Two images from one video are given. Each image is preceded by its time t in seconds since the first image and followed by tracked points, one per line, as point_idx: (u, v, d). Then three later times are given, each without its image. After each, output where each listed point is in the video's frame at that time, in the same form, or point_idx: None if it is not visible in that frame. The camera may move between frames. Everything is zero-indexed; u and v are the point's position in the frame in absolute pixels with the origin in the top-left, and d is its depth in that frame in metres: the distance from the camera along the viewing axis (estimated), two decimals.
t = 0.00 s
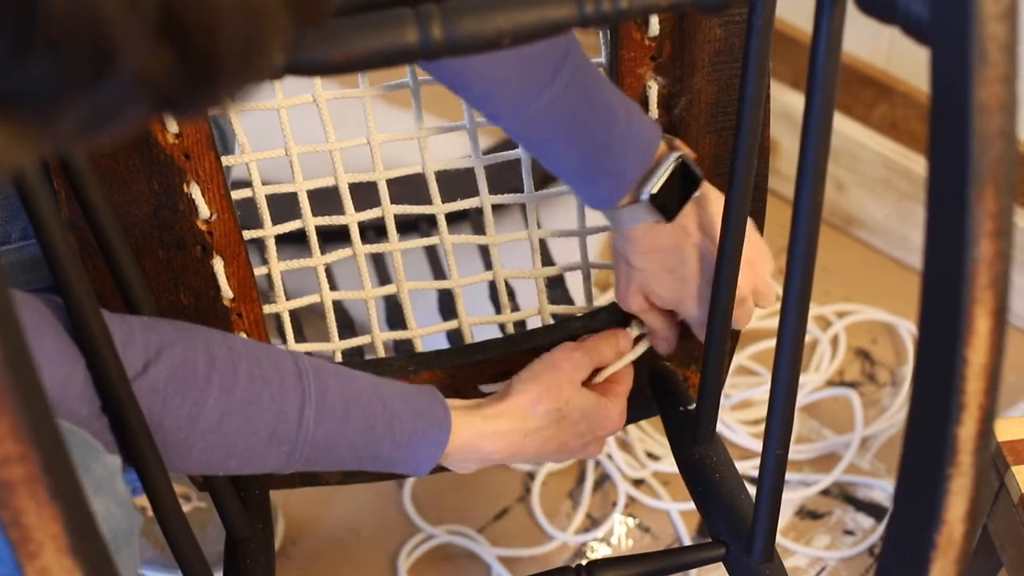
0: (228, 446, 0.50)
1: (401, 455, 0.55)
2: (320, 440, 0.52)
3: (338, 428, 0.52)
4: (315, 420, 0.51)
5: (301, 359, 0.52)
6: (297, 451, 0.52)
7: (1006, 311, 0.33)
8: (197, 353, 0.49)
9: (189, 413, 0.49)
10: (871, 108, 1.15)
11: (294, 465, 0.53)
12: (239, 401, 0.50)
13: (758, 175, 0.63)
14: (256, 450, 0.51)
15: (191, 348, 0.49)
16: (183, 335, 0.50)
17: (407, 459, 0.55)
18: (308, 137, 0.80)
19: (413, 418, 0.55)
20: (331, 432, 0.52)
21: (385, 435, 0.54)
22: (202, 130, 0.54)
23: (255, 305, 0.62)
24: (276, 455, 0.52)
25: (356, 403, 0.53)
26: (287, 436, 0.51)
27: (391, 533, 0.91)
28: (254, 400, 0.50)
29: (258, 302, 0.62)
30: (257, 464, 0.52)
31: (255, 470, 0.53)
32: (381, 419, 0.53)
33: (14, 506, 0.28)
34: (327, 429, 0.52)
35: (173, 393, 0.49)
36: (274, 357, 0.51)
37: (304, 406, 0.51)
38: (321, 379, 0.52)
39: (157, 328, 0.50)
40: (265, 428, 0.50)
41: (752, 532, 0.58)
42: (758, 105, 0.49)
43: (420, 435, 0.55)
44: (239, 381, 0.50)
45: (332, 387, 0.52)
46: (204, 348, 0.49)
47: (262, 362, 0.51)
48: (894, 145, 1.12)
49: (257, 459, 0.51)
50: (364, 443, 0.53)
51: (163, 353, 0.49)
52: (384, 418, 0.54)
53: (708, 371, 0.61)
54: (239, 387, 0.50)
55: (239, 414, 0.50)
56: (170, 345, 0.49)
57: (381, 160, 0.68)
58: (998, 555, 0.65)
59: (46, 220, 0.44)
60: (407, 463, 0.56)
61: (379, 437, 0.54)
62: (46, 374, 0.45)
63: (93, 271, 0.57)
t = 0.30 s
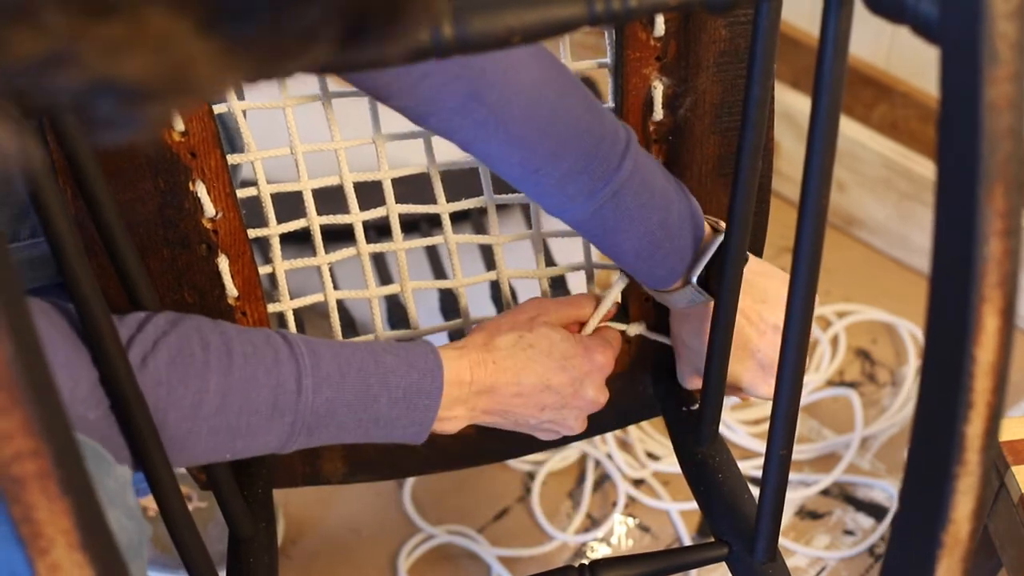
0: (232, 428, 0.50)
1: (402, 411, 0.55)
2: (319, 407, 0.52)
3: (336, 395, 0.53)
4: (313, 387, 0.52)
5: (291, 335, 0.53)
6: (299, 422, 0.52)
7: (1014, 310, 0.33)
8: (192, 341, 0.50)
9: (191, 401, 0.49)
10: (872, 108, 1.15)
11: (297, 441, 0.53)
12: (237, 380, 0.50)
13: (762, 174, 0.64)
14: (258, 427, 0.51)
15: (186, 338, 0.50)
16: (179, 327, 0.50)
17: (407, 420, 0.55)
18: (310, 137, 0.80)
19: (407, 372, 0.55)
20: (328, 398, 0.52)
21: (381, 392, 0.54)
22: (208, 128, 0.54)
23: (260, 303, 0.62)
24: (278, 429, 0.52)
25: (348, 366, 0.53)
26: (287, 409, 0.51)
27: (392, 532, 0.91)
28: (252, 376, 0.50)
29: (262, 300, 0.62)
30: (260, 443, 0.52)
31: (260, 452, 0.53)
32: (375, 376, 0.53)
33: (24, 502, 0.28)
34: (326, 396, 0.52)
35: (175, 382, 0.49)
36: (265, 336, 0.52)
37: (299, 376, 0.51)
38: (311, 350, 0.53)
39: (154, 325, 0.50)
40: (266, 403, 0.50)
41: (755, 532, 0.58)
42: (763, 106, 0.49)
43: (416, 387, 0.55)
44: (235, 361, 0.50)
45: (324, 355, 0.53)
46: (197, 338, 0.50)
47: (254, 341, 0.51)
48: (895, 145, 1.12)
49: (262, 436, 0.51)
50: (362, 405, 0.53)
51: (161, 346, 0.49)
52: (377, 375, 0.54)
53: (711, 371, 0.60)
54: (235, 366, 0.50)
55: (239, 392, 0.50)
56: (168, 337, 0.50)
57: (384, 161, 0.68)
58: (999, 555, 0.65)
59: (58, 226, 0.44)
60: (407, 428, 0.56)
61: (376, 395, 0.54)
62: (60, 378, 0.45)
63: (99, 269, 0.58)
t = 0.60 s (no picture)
0: (223, 436, 0.50)
1: (394, 420, 0.54)
2: (310, 416, 0.52)
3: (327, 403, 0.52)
4: (304, 395, 0.51)
5: (282, 342, 0.53)
6: (290, 430, 0.51)
7: (1009, 311, 0.33)
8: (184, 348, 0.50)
9: (182, 408, 0.49)
10: (871, 108, 1.14)
11: (288, 449, 0.53)
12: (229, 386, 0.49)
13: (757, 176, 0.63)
14: (249, 435, 0.50)
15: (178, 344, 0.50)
16: (171, 333, 0.50)
17: (398, 429, 0.55)
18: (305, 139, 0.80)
19: (400, 380, 0.54)
20: (319, 406, 0.52)
21: (373, 400, 0.53)
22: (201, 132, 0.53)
23: (254, 307, 0.62)
24: (269, 436, 0.51)
25: (340, 375, 0.53)
26: (278, 416, 0.51)
27: (391, 533, 0.91)
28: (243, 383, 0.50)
29: (256, 305, 0.62)
30: (252, 450, 0.51)
31: (251, 459, 0.52)
32: (367, 386, 0.53)
33: (17, 509, 0.28)
34: (317, 404, 0.52)
35: (166, 388, 0.48)
36: (257, 343, 0.52)
37: (290, 383, 0.51)
38: (302, 358, 0.52)
39: (146, 332, 0.50)
40: (257, 410, 0.50)
41: (751, 536, 0.58)
42: (757, 108, 0.48)
43: (409, 396, 0.54)
44: (227, 367, 0.50)
45: (316, 363, 0.52)
46: (188, 344, 0.50)
47: (246, 347, 0.51)
48: (894, 145, 1.12)
49: (253, 444, 0.51)
50: (354, 414, 0.53)
51: (153, 352, 0.49)
52: (369, 384, 0.53)
53: (706, 372, 0.60)
54: (226, 373, 0.50)
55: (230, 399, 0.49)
56: (160, 344, 0.50)
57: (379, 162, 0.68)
58: (998, 555, 0.65)
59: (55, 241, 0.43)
60: (398, 437, 0.55)
61: (368, 403, 0.53)
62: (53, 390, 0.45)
63: (93, 274, 0.57)
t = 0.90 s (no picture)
0: (224, 455, 0.50)
1: (391, 460, 0.56)
2: (312, 448, 0.52)
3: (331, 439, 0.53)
4: (310, 429, 0.52)
5: (296, 367, 0.52)
6: (290, 459, 0.52)
7: (1006, 311, 0.33)
8: (197, 363, 0.49)
9: (188, 423, 0.49)
10: (872, 108, 1.14)
11: (284, 473, 0.53)
12: (237, 413, 0.49)
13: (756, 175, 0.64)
14: (250, 457, 0.51)
15: (192, 356, 0.49)
16: (185, 343, 0.49)
17: (392, 466, 0.56)
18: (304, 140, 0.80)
19: (403, 426, 0.55)
20: (324, 440, 0.52)
21: (375, 441, 0.54)
22: (203, 130, 0.53)
23: (254, 307, 0.62)
24: (269, 463, 0.52)
25: (348, 415, 0.53)
26: (281, 445, 0.51)
27: (394, 532, 0.91)
28: (252, 410, 0.50)
29: (256, 304, 0.62)
30: (249, 471, 0.52)
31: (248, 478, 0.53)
32: (371, 425, 0.54)
33: (15, 505, 0.28)
34: (322, 439, 0.52)
35: (174, 404, 0.48)
36: (272, 366, 0.51)
37: (299, 415, 0.51)
38: (315, 388, 0.52)
39: (159, 336, 0.49)
40: (261, 437, 0.50)
41: (751, 535, 0.58)
42: (757, 108, 0.49)
43: (408, 441, 0.56)
44: (238, 391, 0.49)
45: (327, 398, 0.52)
46: (205, 358, 0.49)
47: (261, 370, 0.50)
48: (896, 145, 1.12)
49: (253, 466, 0.52)
50: (354, 452, 0.54)
51: (165, 362, 0.49)
52: (374, 427, 0.54)
53: (707, 371, 0.60)
54: (237, 396, 0.49)
55: (236, 425, 0.49)
56: (173, 353, 0.49)
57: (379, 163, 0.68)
58: (999, 555, 0.65)
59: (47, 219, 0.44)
60: (393, 471, 0.57)
61: (369, 445, 0.54)
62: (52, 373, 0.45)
63: (92, 273, 0.57)
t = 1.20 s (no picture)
0: (201, 446, 0.50)
1: (372, 437, 0.55)
2: (289, 431, 0.52)
3: (307, 420, 0.53)
4: (284, 411, 0.52)
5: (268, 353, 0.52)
6: (268, 444, 0.52)
7: (980, 318, 0.33)
8: (167, 355, 0.49)
9: (160, 415, 0.49)
10: (871, 108, 1.15)
11: (265, 460, 0.53)
12: (208, 401, 0.49)
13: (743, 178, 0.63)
14: (227, 447, 0.51)
15: (162, 349, 0.50)
16: (154, 339, 0.50)
17: (373, 444, 0.56)
18: (293, 140, 0.80)
19: (379, 402, 0.55)
20: (300, 421, 0.52)
21: (353, 418, 0.54)
22: (187, 132, 0.53)
23: (240, 308, 0.62)
24: (247, 450, 0.52)
25: (322, 393, 0.53)
26: (257, 429, 0.51)
27: (393, 532, 0.91)
28: (223, 397, 0.50)
29: (242, 305, 0.61)
30: (229, 461, 0.52)
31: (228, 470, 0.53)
32: (347, 402, 0.54)
33: None
34: (297, 421, 0.52)
35: (144, 396, 0.48)
36: (241, 354, 0.51)
37: (271, 398, 0.51)
38: (286, 371, 0.52)
39: (130, 332, 0.50)
40: (236, 425, 0.50)
41: (736, 537, 0.58)
42: (740, 111, 0.48)
43: (386, 418, 0.55)
44: (208, 379, 0.50)
45: (300, 378, 0.52)
46: (172, 351, 0.50)
47: (230, 357, 0.51)
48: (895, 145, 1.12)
49: (230, 455, 0.51)
50: (333, 432, 0.53)
51: (134, 356, 0.49)
52: (350, 404, 0.54)
53: (692, 376, 0.60)
54: (207, 383, 0.50)
55: (209, 413, 0.49)
56: (142, 346, 0.49)
57: (366, 164, 0.68)
58: (998, 555, 0.65)
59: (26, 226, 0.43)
60: (374, 451, 0.56)
61: (347, 422, 0.54)
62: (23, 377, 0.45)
63: (76, 276, 0.57)
